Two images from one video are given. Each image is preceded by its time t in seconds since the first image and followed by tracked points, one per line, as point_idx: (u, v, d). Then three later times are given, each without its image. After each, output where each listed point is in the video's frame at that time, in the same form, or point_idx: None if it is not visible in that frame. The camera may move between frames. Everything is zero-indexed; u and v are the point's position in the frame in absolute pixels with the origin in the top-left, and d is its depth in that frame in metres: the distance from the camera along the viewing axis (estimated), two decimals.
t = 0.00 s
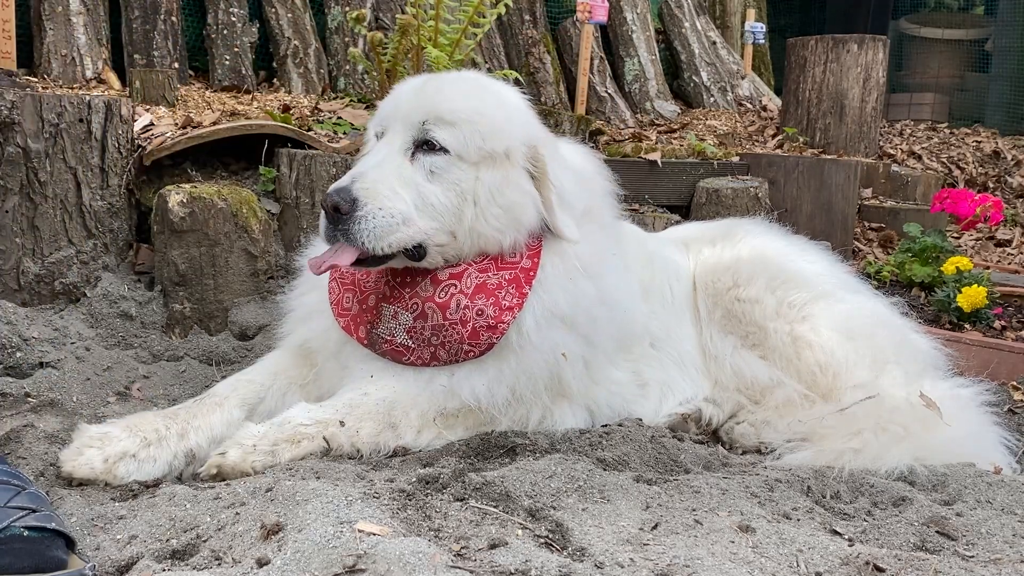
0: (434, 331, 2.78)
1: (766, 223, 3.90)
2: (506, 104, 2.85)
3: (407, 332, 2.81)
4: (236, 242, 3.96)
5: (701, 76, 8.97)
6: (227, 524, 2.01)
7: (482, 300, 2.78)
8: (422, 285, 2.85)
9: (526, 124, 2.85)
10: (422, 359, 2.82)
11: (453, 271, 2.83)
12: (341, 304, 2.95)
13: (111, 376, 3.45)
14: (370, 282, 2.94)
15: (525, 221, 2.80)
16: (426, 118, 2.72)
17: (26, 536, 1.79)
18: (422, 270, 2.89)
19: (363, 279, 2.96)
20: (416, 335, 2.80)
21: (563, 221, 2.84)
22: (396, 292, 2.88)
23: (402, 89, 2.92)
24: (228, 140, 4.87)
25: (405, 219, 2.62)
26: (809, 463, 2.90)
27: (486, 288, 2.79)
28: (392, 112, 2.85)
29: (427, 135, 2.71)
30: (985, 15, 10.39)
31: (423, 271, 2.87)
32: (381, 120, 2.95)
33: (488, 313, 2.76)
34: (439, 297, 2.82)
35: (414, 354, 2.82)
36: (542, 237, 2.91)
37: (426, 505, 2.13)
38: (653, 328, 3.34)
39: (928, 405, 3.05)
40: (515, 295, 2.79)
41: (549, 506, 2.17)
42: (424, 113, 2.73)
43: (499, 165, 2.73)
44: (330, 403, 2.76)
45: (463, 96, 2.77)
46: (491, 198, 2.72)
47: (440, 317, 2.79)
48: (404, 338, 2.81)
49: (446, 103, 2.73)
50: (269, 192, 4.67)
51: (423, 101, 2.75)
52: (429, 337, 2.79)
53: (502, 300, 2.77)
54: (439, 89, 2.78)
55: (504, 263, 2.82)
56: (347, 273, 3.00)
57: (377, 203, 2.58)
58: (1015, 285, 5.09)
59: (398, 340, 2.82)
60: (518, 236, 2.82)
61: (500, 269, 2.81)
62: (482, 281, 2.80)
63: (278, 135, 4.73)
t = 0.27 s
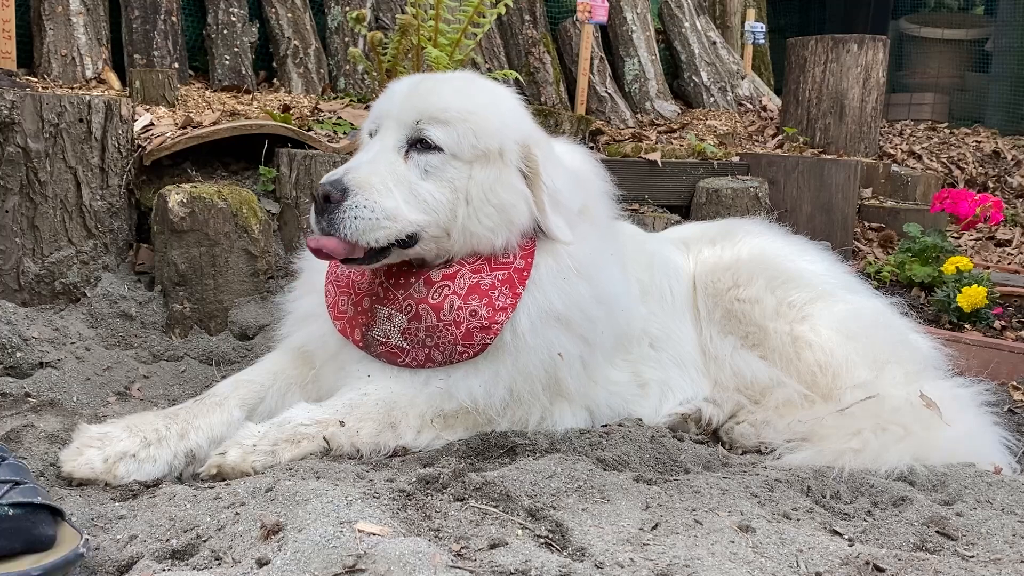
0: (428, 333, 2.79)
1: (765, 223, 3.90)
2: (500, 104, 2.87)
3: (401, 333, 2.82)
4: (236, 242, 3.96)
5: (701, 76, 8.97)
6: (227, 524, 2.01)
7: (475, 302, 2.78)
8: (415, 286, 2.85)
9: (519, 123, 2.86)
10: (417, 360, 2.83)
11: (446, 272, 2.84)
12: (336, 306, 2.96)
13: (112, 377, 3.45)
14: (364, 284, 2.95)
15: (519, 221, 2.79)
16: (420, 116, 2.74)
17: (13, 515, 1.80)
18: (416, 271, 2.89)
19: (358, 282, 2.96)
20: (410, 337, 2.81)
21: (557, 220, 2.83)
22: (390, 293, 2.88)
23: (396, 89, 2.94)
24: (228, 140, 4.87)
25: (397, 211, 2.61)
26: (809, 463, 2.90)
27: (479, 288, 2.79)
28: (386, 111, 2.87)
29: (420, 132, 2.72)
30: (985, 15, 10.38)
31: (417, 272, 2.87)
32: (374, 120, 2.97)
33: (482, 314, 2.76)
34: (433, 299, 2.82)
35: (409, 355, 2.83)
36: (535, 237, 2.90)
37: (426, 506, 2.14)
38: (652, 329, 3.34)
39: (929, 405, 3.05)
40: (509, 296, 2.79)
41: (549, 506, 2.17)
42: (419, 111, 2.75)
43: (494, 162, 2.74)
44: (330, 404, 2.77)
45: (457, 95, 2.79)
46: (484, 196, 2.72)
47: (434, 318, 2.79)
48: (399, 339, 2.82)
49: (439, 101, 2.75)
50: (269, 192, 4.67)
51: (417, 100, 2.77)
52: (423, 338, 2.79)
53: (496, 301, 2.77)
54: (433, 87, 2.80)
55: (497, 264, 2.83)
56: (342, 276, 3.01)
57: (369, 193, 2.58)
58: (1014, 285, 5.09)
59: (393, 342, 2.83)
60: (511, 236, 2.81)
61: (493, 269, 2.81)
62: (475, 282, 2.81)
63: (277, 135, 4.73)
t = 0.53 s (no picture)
0: (432, 331, 2.79)
1: (765, 223, 3.90)
2: (507, 105, 2.85)
3: (404, 331, 2.82)
4: (236, 242, 3.96)
5: (701, 76, 8.97)
6: (227, 524, 2.01)
7: (480, 301, 2.78)
8: (420, 285, 2.86)
9: (526, 125, 2.86)
10: (419, 359, 2.83)
11: (451, 271, 2.84)
12: (338, 302, 2.95)
13: (111, 377, 3.44)
14: (367, 281, 2.94)
15: (528, 222, 2.81)
16: (430, 120, 2.70)
17: None
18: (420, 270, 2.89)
19: (360, 278, 2.96)
20: (414, 335, 2.81)
21: (560, 221, 2.83)
22: (394, 291, 2.88)
23: (402, 89, 2.89)
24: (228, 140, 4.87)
25: (412, 219, 2.60)
26: (809, 463, 2.90)
27: (484, 288, 2.80)
28: (393, 113, 2.83)
29: (431, 137, 2.69)
30: (985, 15, 10.38)
31: (421, 270, 2.87)
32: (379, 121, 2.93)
33: (487, 314, 2.76)
34: (438, 297, 2.83)
35: (412, 354, 2.83)
36: (540, 238, 2.91)
37: (426, 506, 2.14)
38: (653, 329, 3.34)
39: (928, 405, 3.05)
40: (514, 296, 2.79)
41: (549, 506, 2.17)
42: (428, 114, 2.71)
43: (503, 166, 2.74)
44: (330, 403, 2.77)
45: (467, 98, 2.75)
46: (494, 200, 2.73)
47: (438, 317, 2.79)
48: (402, 337, 2.82)
49: (448, 105, 2.72)
50: (269, 192, 4.67)
51: (427, 102, 2.73)
52: (426, 337, 2.80)
53: (501, 301, 2.78)
54: (442, 89, 2.76)
55: (503, 264, 2.83)
56: (343, 272, 3.01)
57: (387, 204, 2.56)
58: (1014, 285, 5.09)
59: (396, 340, 2.83)
60: (520, 237, 2.82)
61: (499, 269, 2.82)
62: (480, 282, 2.81)
63: (277, 135, 4.73)
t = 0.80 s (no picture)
0: (433, 337, 2.80)
1: (765, 223, 3.91)
2: (504, 113, 2.84)
3: (405, 337, 2.82)
4: (236, 242, 3.96)
5: (701, 76, 8.97)
6: (227, 524, 2.01)
7: (481, 306, 2.79)
8: (420, 291, 2.87)
9: (524, 131, 2.86)
10: (420, 365, 2.83)
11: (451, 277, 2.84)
12: (337, 308, 2.95)
13: (111, 377, 3.44)
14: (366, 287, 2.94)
15: (530, 228, 2.81)
16: (432, 135, 2.67)
17: None
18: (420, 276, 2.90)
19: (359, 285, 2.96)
20: (415, 341, 2.82)
21: (558, 223, 2.83)
22: (394, 298, 2.89)
23: (396, 100, 2.84)
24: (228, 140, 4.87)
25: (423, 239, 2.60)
26: (809, 463, 2.90)
27: (485, 293, 2.79)
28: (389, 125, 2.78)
29: (434, 152, 2.67)
30: (985, 15, 10.38)
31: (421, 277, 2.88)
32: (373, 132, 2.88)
33: (488, 318, 2.77)
34: (438, 303, 2.84)
35: (413, 360, 2.83)
36: (540, 240, 2.89)
37: (426, 506, 2.14)
38: (652, 329, 3.34)
39: (928, 405, 3.05)
40: (514, 300, 2.79)
41: (550, 506, 2.17)
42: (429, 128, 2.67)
43: (504, 176, 2.75)
44: (330, 404, 2.78)
45: (466, 109, 2.73)
46: (497, 209, 2.74)
47: (439, 322, 2.80)
48: (403, 343, 2.83)
49: (449, 116, 2.69)
50: (269, 192, 4.67)
51: (427, 116, 2.69)
52: (428, 342, 2.81)
53: (502, 305, 2.78)
54: (442, 102, 2.72)
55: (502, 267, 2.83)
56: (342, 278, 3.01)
57: (401, 227, 2.53)
58: (1014, 285, 5.09)
59: (397, 346, 2.83)
60: (522, 243, 2.82)
61: (499, 273, 2.81)
62: (481, 286, 2.80)
63: (277, 135, 4.73)
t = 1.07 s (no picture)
0: (431, 339, 2.81)
1: (766, 223, 3.91)
2: (502, 116, 2.85)
3: (404, 340, 2.83)
4: (236, 242, 3.96)
5: (701, 76, 8.97)
6: (227, 524, 2.01)
7: (479, 308, 2.79)
8: (418, 293, 2.87)
9: (523, 134, 2.85)
10: (418, 367, 2.84)
11: (449, 279, 2.85)
12: (336, 310, 2.95)
13: (111, 377, 3.44)
14: (364, 289, 2.94)
15: (525, 228, 2.80)
16: (426, 137, 2.69)
17: None
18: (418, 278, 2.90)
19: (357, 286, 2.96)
20: (413, 343, 2.83)
21: (555, 223, 2.83)
22: (392, 300, 2.89)
23: (396, 103, 2.89)
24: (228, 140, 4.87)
25: (413, 237, 2.60)
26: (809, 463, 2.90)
27: (482, 295, 2.80)
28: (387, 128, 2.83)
29: (427, 151, 2.69)
30: (985, 15, 10.38)
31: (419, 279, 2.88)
32: (374, 136, 2.93)
33: (486, 321, 2.77)
34: (436, 306, 2.84)
35: (412, 362, 2.84)
36: (537, 241, 2.90)
37: (426, 506, 2.14)
38: (652, 329, 3.34)
39: (928, 405, 3.05)
40: (512, 302, 2.80)
41: (549, 506, 2.17)
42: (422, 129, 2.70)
43: (499, 177, 2.73)
44: (330, 404, 2.78)
45: (462, 110, 2.74)
46: (491, 210, 2.73)
47: (437, 325, 2.80)
48: (401, 346, 2.84)
49: (443, 118, 2.71)
50: (269, 192, 4.67)
51: (422, 119, 2.72)
52: (426, 345, 2.82)
53: (500, 307, 2.79)
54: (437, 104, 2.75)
55: (500, 270, 2.84)
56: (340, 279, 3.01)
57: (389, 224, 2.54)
58: (1014, 284, 5.09)
59: (395, 349, 2.84)
60: (518, 244, 2.82)
61: (496, 276, 2.82)
62: (478, 289, 2.81)
63: (277, 135, 4.73)
